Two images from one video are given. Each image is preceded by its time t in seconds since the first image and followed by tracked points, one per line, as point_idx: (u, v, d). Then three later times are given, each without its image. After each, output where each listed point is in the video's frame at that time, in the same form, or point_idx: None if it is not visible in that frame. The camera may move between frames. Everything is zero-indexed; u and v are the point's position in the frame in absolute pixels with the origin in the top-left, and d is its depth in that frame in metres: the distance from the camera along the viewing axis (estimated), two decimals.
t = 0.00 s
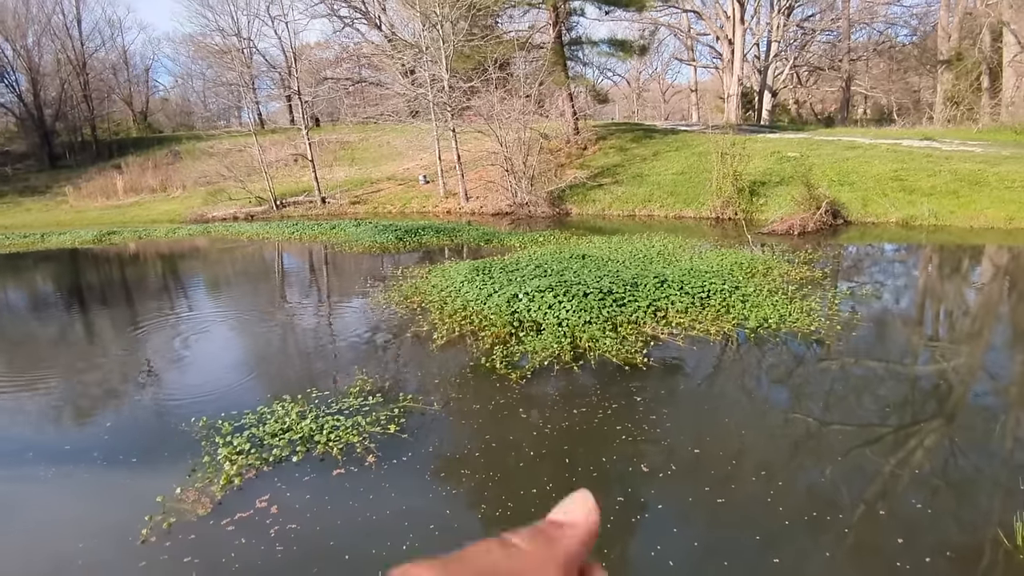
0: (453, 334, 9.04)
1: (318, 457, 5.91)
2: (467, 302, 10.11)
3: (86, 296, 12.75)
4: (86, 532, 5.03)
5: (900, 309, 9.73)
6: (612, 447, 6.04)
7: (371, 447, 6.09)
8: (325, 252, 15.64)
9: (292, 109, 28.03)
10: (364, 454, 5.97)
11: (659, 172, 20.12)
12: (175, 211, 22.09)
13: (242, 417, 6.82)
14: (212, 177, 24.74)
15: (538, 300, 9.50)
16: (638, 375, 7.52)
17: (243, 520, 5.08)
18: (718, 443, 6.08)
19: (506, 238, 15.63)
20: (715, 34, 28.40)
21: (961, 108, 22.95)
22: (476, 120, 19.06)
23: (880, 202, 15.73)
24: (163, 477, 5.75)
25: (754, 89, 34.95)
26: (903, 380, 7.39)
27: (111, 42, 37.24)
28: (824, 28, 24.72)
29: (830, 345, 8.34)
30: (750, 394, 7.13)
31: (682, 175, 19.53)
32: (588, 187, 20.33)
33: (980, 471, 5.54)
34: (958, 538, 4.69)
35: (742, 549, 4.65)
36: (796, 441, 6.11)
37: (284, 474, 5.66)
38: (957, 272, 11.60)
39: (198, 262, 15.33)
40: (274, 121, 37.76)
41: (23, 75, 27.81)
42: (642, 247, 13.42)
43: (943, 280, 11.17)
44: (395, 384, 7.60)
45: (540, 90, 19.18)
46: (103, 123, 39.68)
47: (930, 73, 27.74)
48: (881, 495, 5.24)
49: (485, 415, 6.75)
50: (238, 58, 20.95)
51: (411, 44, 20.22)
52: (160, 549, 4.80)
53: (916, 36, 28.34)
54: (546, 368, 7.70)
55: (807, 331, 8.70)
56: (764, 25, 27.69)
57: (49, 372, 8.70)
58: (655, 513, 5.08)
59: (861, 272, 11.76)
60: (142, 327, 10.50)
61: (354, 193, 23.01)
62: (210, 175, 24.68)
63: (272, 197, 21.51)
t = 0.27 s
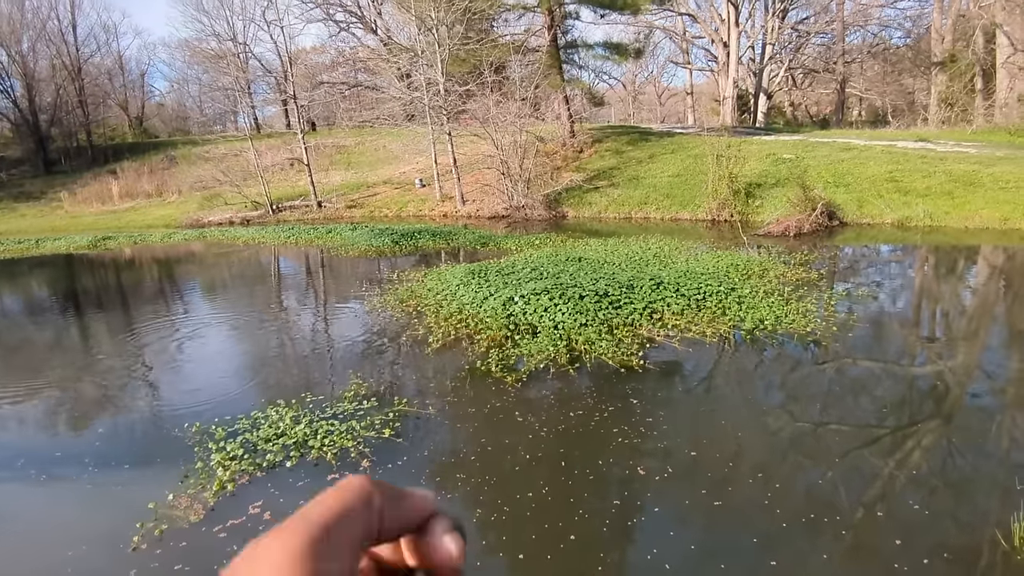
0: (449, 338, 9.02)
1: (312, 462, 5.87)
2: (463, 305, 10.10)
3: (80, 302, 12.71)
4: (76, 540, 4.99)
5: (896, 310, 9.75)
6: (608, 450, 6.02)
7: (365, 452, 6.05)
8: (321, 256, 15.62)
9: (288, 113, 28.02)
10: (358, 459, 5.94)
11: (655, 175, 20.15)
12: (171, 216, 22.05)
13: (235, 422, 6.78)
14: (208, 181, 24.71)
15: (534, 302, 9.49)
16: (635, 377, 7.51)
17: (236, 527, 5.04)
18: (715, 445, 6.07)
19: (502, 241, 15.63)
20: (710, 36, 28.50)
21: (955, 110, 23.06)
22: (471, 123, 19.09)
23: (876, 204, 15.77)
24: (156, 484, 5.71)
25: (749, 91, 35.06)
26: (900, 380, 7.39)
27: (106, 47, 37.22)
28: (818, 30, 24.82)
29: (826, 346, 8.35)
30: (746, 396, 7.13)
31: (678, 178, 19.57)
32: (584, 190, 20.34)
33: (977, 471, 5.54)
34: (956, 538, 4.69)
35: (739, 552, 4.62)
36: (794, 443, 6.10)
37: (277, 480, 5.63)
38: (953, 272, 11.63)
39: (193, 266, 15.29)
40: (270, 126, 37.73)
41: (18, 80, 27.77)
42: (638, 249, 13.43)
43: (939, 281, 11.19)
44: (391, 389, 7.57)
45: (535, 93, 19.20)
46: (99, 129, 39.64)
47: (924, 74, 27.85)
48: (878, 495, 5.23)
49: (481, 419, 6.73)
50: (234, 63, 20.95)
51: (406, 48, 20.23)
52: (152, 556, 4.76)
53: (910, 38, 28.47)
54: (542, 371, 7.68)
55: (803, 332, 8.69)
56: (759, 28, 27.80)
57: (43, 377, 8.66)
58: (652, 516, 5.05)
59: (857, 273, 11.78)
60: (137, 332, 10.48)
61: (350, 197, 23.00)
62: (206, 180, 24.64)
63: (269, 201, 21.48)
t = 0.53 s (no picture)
0: (445, 341, 9.00)
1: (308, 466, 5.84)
2: (459, 308, 10.08)
3: (76, 306, 12.66)
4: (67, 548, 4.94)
5: (893, 310, 9.76)
6: (606, 452, 6.01)
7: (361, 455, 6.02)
8: (318, 259, 15.59)
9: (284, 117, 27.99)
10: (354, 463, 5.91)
11: (652, 177, 20.18)
12: (167, 220, 22.00)
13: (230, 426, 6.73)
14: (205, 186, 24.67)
15: (530, 305, 9.48)
16: (632, 379, 7.50)
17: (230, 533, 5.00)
18: (713, 446, 6.06)
19: (499, 244, 15.62)
20: (706, 38, 28.58)
21: (950, 110, 23.16)
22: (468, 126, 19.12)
23: (872, 205, 15.81)
24: (149, 490, 5.66)
25: (745, 93, 35.14)
26: (897, 380, 7.40)
27: (102, 51, 37.18)
28: (814, 32, 24.90)
29: (823, 347, 8.35)
30: (744, 397, 7.13)
31: (675, 180, 19.60)
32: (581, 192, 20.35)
33: (975, 471, 5.54)
34: (954, 537, 4.68)
35: (736, 553, 4.61)
36: (792, 443, 6.09)
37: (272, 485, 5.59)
38: (949, 273, 11.66)
39: (190, 270, 15.26)
40: (267, 129, 37.72)
41: (14, 85, 27.70)
42: (634, 251, 13.43)
43: (936, 281, 11.22)
44: (388, 392, 7.54)
45: (532, 96, 19.22)
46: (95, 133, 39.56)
47: (919, 75, 27.96)
48: (877, 495, 5.23)
49: (478, 422, 6.71)
50: (230, 67, 20.95)
51: (403, 51, 20.23)
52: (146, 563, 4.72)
53: (905, 40, 28.58)
54: (539, 374, 7.67)
55: (800, 333, 8.69)
56: (755, 30, 27.89)
57: (38, 383, 8.61)
58: (650, 518, 5.03)
59: (854, 274, 11.80)
60: (133, 336, 10.44)
61: (347, 201, 22.98)
62: (203, 184, 24.60)
63: (265, 205, 21.45)
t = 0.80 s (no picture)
0: (443, 345, 8.97)
1: (305, 474, 5.80)
2: (457, 312, 10.06)
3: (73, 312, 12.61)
4: (60, 559, 4.88)
5: (891, 312, 9.76)
6: (605, 458, 5.99)
7: (358, 462, 5.98)
8: (316, 263, 15.55)
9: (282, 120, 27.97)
10: (351, 470, 5.87)
11: (650, 179, 20.19)
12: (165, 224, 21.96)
13: (226, 433, 6.67)
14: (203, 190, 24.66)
15: (528, 309, 9.46)
16: (631, 384, 7.49)
17: (226, 543, 4.95)
18: (713, 451, 6.05)
19: (497, 246, 15.60)
20: (703, 41, 28.64)
21: (947, 112, 23.23)
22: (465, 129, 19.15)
23: (870, 206, 15.83)
24: (143, 498, 5.60)
25: (743, 95, 35.22)
26: (896, 382, 7.40)
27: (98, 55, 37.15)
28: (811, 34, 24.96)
29: (822, 349, 8.34)
30: (744, 400, 7.13)
31: (672, 182, 19.62)
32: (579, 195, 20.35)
33: (974, 472, 5.54)
34: (955, 539, 4.68)
35: (736, 560, 4.60)
36: (792, 446, 6.09)
37: (269, 493, 5.55)
38: (946, 274, 11.68)
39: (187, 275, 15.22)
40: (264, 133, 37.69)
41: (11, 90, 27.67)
42: (633, 254, 13.43)
43: (934, 282, 11.23)
44: (386, 397, 7.51)
45: (530, 99, 19.23)
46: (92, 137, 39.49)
47: (915, 77, 28.05)
48: (877, 498, 5.22)
49: (477, 428, 6.69)
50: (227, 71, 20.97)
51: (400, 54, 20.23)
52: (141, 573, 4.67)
53: (902, 42, 28.67)
54: (537, 379, 7.64)
55: (800, 336, 8.68)
56: (752, 32, 27.97)
57: (34, 388, 8.57)
58: (650, 525, 5.01)
59: (852, 276, 11.82)
60: (131, 341, 10.40)
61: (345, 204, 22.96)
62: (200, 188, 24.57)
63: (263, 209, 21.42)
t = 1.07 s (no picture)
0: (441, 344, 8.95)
1: (300, 474, 5.78)
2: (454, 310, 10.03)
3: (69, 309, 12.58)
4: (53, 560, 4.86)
5: (889, 311, 9.77)
6: (603, 458, 5.98)
7: (354, 462, 5.97)
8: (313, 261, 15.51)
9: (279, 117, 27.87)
10: (347, 470, 5.86)
11: (648, 177, 20.18)
12: (161, 222, 21.88)
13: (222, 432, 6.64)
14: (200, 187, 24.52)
15: (525, 308, 9.46)
16: (628, 382, 7.48)
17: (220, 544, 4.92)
18: (709, 450, 6.05)
19: (495, 245, 15.58)
20: (701, 38, 28.63)
21: (944, 110, 23.25)
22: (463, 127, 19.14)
23: (867, 205, 15.83)
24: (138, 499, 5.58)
25: (741, 94, 35.23)
26: (893, 380, 7.41)
27: (95, 52, 36.99)
28: (808, 33, 24.96)
29: (820, 348, 8.35)
30: (741, 399, 7.13)
31: (670, 180, 19.62)
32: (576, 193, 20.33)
33: (971, 470, 5.55)
34: (950, 536, 4.70)
35: (734, 560, 4.59)
36: (789, 445, 6.09)
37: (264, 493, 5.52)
38: (944, 272, 11.69)
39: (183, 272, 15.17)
40: (262, 131, 37.58)
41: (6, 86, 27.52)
42: (630, 253, 13.42)
43: (930, 281, 11.25)
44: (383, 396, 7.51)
45: (528, 96, 19.23)
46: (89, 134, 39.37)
47: (913, 76, 28.08)
48: (873, 495, 5.23)
49: (474, 427, 6.69)
50: (224, 67, 20.94)
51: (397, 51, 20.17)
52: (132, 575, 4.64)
53: (899, 40, 28.67)
54: (534, 378, 7.64)
55: (797, 335, 8.67)
56: (749, 30, 27.98)
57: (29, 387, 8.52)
58: (647, 526, 5.00)
59: (849, 274, 11.83)
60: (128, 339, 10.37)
61: (342, 202, 22.91)
62: (197, 185, 24.47)
63: (260, 206, 21.36)
